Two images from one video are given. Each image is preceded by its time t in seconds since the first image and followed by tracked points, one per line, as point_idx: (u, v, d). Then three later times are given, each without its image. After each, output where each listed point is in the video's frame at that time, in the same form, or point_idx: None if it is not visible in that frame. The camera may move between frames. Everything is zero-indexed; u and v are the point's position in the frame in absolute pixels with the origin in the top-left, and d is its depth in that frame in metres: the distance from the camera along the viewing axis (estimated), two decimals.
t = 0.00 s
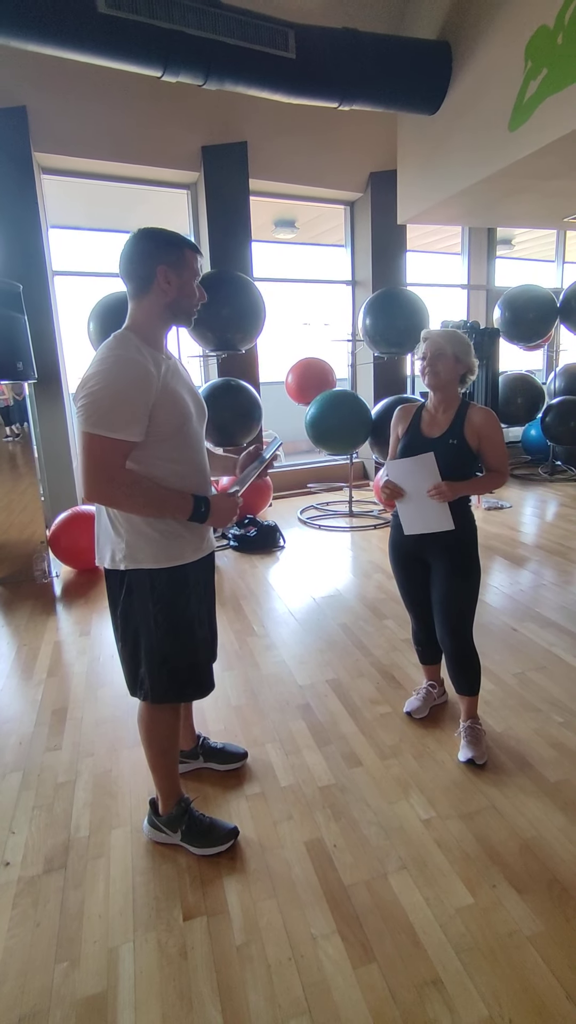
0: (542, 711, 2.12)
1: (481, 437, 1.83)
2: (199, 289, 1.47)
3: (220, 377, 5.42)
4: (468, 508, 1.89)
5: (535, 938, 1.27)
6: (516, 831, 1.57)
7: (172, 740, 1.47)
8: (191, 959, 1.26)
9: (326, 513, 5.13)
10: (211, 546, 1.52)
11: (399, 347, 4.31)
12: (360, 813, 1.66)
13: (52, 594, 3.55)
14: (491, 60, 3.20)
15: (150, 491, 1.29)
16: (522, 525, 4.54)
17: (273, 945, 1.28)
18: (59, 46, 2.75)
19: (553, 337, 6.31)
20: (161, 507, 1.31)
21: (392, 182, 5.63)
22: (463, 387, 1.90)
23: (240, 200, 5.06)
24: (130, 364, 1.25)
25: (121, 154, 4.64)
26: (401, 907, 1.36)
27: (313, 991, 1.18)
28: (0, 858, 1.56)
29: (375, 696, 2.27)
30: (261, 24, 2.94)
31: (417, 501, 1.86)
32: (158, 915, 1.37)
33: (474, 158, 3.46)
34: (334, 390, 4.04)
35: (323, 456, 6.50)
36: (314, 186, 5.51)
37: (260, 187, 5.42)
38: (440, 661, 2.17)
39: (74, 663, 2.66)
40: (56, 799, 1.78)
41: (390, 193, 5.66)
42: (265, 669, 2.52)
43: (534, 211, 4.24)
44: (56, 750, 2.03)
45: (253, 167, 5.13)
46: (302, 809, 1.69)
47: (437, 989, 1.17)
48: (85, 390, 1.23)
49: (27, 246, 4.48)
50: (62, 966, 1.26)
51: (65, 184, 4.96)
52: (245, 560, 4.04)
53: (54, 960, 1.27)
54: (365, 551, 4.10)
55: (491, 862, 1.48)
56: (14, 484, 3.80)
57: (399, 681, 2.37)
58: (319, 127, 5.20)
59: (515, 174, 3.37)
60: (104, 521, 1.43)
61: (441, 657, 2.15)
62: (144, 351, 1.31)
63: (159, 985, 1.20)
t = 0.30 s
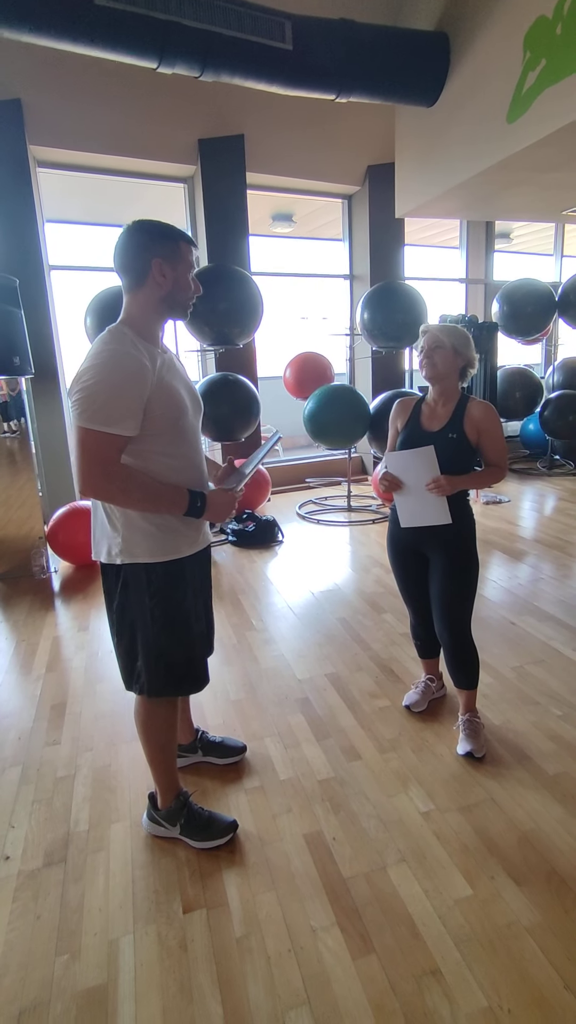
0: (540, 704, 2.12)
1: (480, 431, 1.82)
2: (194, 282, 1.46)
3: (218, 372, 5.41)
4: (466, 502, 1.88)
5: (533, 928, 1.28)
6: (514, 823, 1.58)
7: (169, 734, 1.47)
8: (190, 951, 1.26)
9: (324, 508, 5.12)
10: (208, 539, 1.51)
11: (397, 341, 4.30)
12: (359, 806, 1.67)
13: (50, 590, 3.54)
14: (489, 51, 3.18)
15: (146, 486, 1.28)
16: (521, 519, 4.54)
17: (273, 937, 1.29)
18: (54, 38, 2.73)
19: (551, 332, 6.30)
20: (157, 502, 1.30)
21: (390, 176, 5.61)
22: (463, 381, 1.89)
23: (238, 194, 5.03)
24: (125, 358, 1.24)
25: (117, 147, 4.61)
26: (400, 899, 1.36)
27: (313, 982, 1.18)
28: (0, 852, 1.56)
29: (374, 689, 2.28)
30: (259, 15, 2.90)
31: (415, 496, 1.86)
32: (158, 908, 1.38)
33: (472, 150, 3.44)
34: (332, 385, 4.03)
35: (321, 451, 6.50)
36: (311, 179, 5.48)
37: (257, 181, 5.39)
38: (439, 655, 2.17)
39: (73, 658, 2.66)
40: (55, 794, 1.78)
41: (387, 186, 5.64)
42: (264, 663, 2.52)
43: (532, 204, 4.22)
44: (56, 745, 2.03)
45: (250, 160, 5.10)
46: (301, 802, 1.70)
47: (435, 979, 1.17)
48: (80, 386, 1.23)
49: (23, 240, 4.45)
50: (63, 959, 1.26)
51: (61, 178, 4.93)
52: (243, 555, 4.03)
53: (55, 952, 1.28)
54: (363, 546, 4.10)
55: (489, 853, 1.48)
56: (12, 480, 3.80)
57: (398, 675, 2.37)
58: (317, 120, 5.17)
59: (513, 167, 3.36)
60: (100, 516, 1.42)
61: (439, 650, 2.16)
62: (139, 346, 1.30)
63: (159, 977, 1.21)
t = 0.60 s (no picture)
0: (539, 701, 2.12)
1: (480, 427, 1.82)
2: (190, 279, 1.46)
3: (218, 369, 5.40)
4: (466, 499, 1.88)
5: (532, 924, 1.28)
6: (513, 820, 1.58)
7: (167, 733, 1.47)
8: (190, 947, 1.27)
9: (324, 505, 5.12)
10: (204, 537, 1.51)
11: (397, 339, 4.29)
12: (358, 803, 1.67)
13: (50, 588, 3.54)
14: (488, 46, 3.16)
15: (143, 484, 1.28)
16: (521, 516, 4.54)
17: (272, 933, 1.29)
18: (50, 34, 2.72)
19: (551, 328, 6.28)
20: (155, 500, 1.30)
21: (389, 173, 5.59)
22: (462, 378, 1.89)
23: (236, 190, 5.02)
24: (122, 356, 1.24)
25: (115, 143, 4.59)
26: (399, 896, 1.36)
27: (312, 977, 1.19)
28: None
29: (374, 687, 2.28)
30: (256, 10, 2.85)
31: (415, 493, 1.86)
32: (157, 905, 1.38)
33: (472, 144, 3.42)
34: (331, 383, 4.03)
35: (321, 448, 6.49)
36: (310, 176, 5.46)
37: (256, 177, 5.37)
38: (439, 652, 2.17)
39: (73, 656, 2.66)
40: (55, 791, 1.78)
41: (386, 182, 5.62)
42: (264, 661, 2.52)
43: (532, 201, 4.21)
44: (55, 742, 2.03)
45: (249, 156, 5.08)
46: (300, 799, 1.70)
47: (434, 975, 1.18)
48: (77, 383, 1.22)
49: (21, 237, 4.43)
50: (63, 955, 1.27)
51: (59, 174, 4.91)
52: (243, 553, 4.03)
53: (55, 949, 1.28)
54: (363, 543, 4.10)
55: (489, 850, 1.49)
56: (11, 478, 3.79)
57: (398, 672, 2.38)
58: (316, 116, 5.15)
59: (513, 162, 3.34)
60: (97, 514, 1.42)
61: (439, 648, 2.16)
62: (135, 343, 1.30)
63: (159, 973, 1.21)
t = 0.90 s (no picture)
0: (540, 701, 2.12)
1: (482, 426, 1.82)
2: (190, 277, 1.46)
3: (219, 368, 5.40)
4: (466, 499, 1.88)
5: (532, 924, 1.28)
6: (514, 820, 1.58)
7: (167, 733, 1.47)
8: (191, 947, 1.27)
9: (325, 504, 5.12)
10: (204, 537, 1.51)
11: (398, 338, 4.29)
12: (359, 802, 1.67)
13: (51, 586, 3.54)
14: (490, 45, 3.16)
15: (145, 483, 1.28)
16: (522, 516, 4.53)
17: (272, 933, 1.29)
18: (51, 31, 2.72)
19: (552, 327, 6.27)
20: (159, 499, 1.30)
21: (391, 171, 5.59)
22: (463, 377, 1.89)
23: (238, 189, 5.01)
24: (124, 355, 1.24)
25: (116, 142, 4.58)
26: (400, 895, 1.36)
27: (312, 976, 1.19)
28: (0, 848, 1.57)
29: (375, 686, 2.28)
30: (257, 6, 2.81)
31: (417, 492, 1.85)
32: (158, 904, 1.38)
33: (473, 143, 3.42)
34: (332, 382, 4.02)
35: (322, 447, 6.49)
36: (312, 174, 5.45)
37: (257, 176, 5.37)
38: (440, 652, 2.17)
39: (74, 655, 2.66)
40: (56, 790, 1.78)
41: (387, 181, 5.61)
42: (264, 660, 2.52)
43: (534, 200, 4.20)
44: (56, 741, 2.03)
45: (250, 155, 5.08)
46: (301, 798, 1.70)
47: (435, 974, 1.18)
48: (78, 382, 1.22)
49: (23, 236, 4.43)
50: (64, 954, 1.27)
51: (60, 173, 4.91)
52: (244, 552, 4.03)
53: (55, 948, 1.28)
54: (364, 542, 4.10)
55: (489, 850, 1.48)
56: (13, 477, 3.79)
57: (398, 671, 2.38)
58: (317, 115, 5.14)
59: (514, 161, 3.34)
60: (97, 513, 1.42)
61: (439, 647, 2.15)
62: (136, 342, 1.29)
63: (159, 972, 1.21)
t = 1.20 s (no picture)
0: (541, 701, 2.12)
1: (484, 425, 1.81)
2: (195, 277, 1.46)
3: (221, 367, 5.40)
4: (468, 498, 1.88)
5: (532, 924, 1.28)
6: (515, 820, 1.58)
7: (168, 731, 1.48)
8: (191, 945, 1.27)
9: (327, 504, 5.12)
10: (205, 536, 1.51)
11: (400, 336, 4.28)
12: (360, 801, 1.68)
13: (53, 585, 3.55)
14: (494, 44, 3.15)
15: (147, 480, 1.28)
16: (523, 515, 4.53)
17: (272, 932, 1.29)
18: (54, 30, 2.72)
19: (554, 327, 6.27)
20: (159, 497, 1.30)
21: (394, 170, 5.58)
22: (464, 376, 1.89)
23: (240, 188, 5.01)
24: (126, 352, 1.24)
25: (119, 141, 4.59)
26: (400, 895, 1.37)
27: (312, 975, 1.19)
28: (2, 846, 1.57)
29: (376, 685, 2.28)
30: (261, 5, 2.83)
31: (418, 491, 1.85)
32: (159, 902, 1.38)
33: (476, 143, 3.41)
34: (334, 381, 4.02)
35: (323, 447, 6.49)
36: (314, 173, 5.45)
37: (260, 175, 5.36)
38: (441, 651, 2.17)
39: (75, 653, 2.66)
40: (57, 788, 1.79)
41: (390, 179, 5.60)
42: (265, 659, 2.52)
43: (536, 199, 4.20)
44: (57, 739, 2.04)
45: (252, 154, 5.08)
46: (301, 797, 1.70)
47: (435, 974, 1.18)
48: (80, 379, 1.22)
49: (25, 235, 4.44)
50: (64, 951, 1.27)
51: (62, 172, 4.92)
52: (245, 551, 4.04)
53: (56, 946, 1.28)
54: (365, 541, 4.10)
55: (489, 849, 1.49)
56: (15, 475, 3.80)
57: (399, 671, 2.38)
58: (320, 114, 5.14)
59: (517, 161, 3.33)
60: (98, 511, 1.42)
61: (440, 647, 2.15)
62: (139, 339, 1.30)
63: (160, 970, 1.22)
